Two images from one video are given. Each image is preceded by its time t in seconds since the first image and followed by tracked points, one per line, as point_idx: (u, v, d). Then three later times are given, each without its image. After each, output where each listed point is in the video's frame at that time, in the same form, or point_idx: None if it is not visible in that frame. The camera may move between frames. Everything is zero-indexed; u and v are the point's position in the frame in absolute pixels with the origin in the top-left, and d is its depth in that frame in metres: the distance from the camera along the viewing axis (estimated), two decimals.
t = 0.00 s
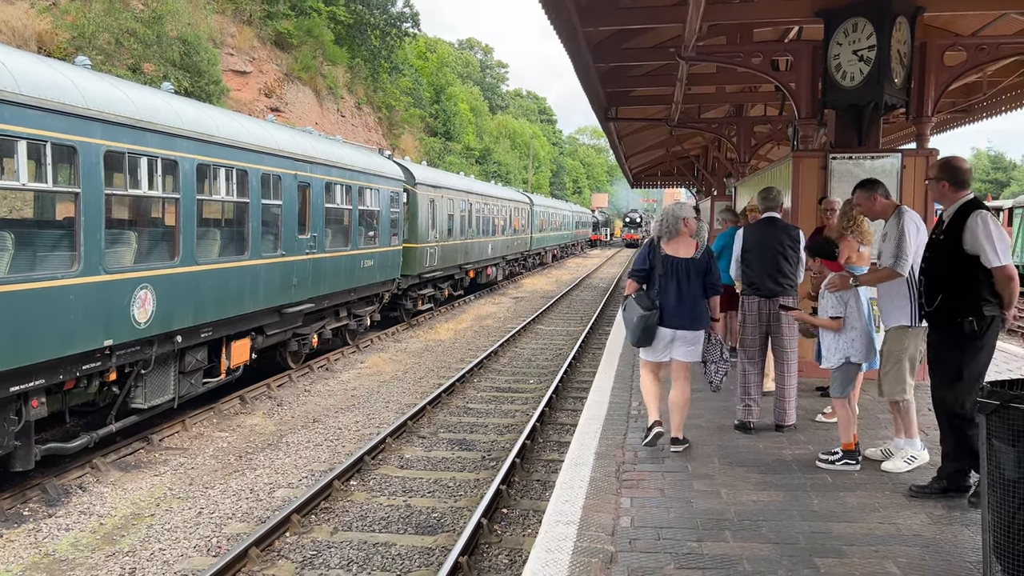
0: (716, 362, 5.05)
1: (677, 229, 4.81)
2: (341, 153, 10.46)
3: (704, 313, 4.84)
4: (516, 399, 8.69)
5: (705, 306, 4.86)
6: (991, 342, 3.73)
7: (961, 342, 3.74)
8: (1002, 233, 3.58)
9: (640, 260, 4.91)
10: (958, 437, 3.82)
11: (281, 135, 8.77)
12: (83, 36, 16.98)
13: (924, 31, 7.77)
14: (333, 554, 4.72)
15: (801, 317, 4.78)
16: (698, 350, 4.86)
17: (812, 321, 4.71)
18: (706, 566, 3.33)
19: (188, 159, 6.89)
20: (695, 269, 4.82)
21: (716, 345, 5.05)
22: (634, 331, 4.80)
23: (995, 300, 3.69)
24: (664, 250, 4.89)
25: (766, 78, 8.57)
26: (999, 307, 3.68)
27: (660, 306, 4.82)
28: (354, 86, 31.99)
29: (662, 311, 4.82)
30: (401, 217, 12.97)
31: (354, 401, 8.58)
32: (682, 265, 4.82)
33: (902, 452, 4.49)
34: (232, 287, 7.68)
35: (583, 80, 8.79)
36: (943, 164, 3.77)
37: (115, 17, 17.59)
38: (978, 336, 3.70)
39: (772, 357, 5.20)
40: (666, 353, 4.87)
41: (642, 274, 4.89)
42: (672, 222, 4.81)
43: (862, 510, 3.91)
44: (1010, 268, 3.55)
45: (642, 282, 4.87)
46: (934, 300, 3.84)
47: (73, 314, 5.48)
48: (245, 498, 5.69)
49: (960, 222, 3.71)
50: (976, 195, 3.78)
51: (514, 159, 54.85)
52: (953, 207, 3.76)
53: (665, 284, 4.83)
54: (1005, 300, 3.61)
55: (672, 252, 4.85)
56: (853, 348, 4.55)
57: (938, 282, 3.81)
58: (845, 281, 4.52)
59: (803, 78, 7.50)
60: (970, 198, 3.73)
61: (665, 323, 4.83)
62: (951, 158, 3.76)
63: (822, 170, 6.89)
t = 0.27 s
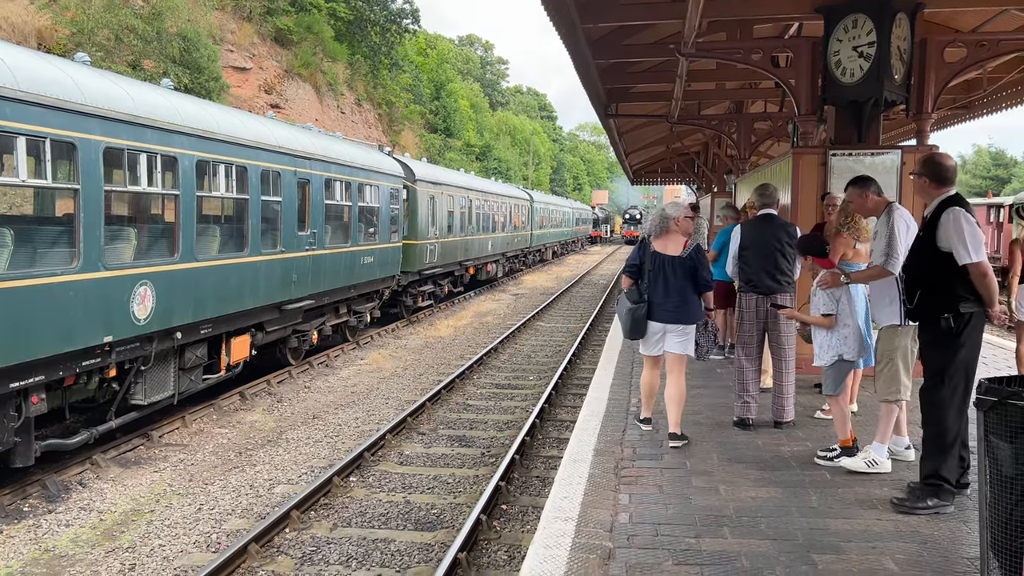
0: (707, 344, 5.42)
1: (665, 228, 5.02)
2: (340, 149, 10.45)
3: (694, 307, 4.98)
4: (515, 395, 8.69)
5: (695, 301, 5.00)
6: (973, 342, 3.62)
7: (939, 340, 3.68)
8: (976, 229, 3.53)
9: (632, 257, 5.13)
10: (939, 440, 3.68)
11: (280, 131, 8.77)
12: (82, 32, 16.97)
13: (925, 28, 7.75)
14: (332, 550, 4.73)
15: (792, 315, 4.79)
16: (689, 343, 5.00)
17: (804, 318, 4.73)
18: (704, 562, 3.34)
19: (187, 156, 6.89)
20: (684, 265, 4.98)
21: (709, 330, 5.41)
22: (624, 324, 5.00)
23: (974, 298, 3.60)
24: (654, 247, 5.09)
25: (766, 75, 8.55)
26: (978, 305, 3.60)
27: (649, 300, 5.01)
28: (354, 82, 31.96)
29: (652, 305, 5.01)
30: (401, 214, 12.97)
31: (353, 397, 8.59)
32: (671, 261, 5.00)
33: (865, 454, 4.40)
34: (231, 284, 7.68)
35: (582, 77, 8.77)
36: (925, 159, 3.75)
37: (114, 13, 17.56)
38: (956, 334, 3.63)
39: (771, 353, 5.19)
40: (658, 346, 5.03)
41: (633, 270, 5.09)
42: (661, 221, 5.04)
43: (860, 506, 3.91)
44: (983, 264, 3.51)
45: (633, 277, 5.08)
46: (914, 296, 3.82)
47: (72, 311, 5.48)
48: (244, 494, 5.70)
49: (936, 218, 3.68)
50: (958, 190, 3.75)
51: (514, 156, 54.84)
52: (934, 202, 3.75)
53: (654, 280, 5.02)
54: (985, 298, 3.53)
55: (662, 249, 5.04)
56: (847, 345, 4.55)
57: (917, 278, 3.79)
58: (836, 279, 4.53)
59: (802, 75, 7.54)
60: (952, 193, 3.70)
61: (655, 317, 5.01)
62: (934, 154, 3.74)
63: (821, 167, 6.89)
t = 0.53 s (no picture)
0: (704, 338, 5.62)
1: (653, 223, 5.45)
2: (341, 145, 10.44)
3: (674, 298, 5.39)
4: (515, 391, 8.70)
5: (677, 292, 5.40)
6: (953, 340, 3.62)
7: (918, 339, 3.70)
8: (946, 227, 3.52)
9: (626, 249, 5.63)
10: (930, 440, 3.68)
11: (280, 127, 8.75)
12: (84, 27, 16.96)
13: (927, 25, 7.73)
14: (332, 546, 4.74)
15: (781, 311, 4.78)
16: (670, 331, 5.43)
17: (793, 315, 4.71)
18: (701, 558, 3.34)
19: (188, 151, 6.88)
20: (668, 258, 5.38)
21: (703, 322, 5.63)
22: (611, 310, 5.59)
23: (949, 296, 3.61)
24: (644, 240, 5.53)
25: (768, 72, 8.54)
26: (955, 303, 3.60)
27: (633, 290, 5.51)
28: (355, 78, 31.91)
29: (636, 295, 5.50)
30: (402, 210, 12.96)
31: (354, 393, 8.59)
32: (656, 254, 5.40)
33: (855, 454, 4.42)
34: (232, 280, 7.69)
35: (583, 73, 8.76)
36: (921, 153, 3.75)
37: (115, 8, 17.53)
38: (934, 333, 3.64)
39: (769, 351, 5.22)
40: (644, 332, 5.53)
41: (625, 261, 5.60)
42: (650, 217, 5.47)
43: (859, 503, 3.91)
44: (956, 263, 3.50)
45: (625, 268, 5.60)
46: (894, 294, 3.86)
47: (73, 306, 5.49)
48: (245, 489, 5.71)
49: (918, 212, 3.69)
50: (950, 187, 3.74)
51: (516, 152, 54.77)
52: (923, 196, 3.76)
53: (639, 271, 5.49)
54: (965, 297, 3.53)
55: (649, 243, 5.47)
56: (835, 342, 4.53)
57: (896, 276, 3.83)
58: (824, 275, 4.49)
59: (804, 71, 7.50)
60: (942, 189, 3.70)
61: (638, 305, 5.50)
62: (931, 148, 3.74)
63: (822, 164, 6.89)
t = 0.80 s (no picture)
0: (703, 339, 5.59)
1: (657, 221, 5.50)
2: (342, 141, 10.44)
3: (675, 295, 5.43)
4: (516, 388, 8.70)
5: (678, 289, 5.44)
6: (945, 340, 3.61)
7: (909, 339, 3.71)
8: (933, 225, 3.52)
9: (631, 247, 5.69)
10: (926, 440, 3.69)
11: (281, 123, 8.74)
12: (86, 22, 16.98)
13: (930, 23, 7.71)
14: (331, 541, 4.75)
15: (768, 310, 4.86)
16: (671, 328, 5.48)
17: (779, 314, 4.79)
18: (700, 555, 3.35)
19: (189, 147, 6.89)
20: (670, 256, 5.41)
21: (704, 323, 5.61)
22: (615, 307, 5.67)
23: (938, 297, 3.61)
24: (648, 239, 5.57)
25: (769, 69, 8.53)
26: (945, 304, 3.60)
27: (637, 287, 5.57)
28: (356, 74, 31.88)
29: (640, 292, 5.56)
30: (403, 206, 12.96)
31: (354, 389, 8.60)
32: (659, 252, 5.44)
33: (855, 451, 4.40)
34: (232, 276, 7.69)
35: (584, 70, 8.76)
36: (913, 150, 3.74)
37: (116, 3, 17.52)
38: (924, 333, 3.65)
39: (766, 348, 5.25)
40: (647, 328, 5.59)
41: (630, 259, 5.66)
42: (655, 216, 5.51)
43: (858, 501, 3.91)
44: (945, 262, 3.49)
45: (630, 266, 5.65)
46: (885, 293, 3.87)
47: (73, 302, 5.49)
48: (245, 485, 5.72)
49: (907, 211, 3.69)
50: (942, 185, 3.74)
51: (518, 149, 54.72)
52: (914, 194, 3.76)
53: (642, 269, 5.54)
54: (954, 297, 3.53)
55: (652, 241, 5.51)
56: (817, 342, 4.58)
57: (887, 276, 3.84)
58: (809, 274, 4.35)
59: (806, 68, 7.51)
60: (933, 187, 3.70)
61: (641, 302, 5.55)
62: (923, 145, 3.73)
63: (822, 161, 6.88)
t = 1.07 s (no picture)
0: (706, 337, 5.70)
1: (675, 217, 5.62)
2: (343, 137, 10.43)
3: (694, 288, 5.62)
4: (516, 386, 8.71)
5: (695, 283, 5.63)
6: (940, 340, 3.61)
7: (906, 338, 3.71)
8: (927, 225, 3.51)
9: (643, 242, 5.75)
10: (924, 440, 3.68)
11: (281, 119, 8.72)
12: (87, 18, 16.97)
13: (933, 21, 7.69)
14: (330, 538, 4.76)
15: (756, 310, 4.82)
16: (688, 321, 5.67)
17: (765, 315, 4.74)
18: (697, 553, 3.35)
19: (190, 143, 6.89)
20: (688, 251, 5.58)
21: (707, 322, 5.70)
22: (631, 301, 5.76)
23: (931, 297, 3.60)
24: (664, 234, 5.70)
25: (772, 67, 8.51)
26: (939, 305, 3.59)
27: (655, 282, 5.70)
28: (358, 71, 31.85)
29: (657, 286, 5.70)
30: (404, 203, 12.96)
31: (354, 386, 8.61)
32: (677, 248, 5.59)
33: (852, 450, 4.41)
34: (233, 273, 7.69)
35: (585, 67, 8.74)
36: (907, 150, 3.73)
37: None
38: (920, 334, 3.65)
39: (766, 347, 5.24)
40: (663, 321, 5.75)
41: (644, 254, 5.73)
42: (674, 211, 5.62)
43: (857, 500, 3.91)
44: (941, 262, 3.48)
45: (644, 260, 5.74)
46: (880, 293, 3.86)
47: (74, 297, 5.50)
48: (244, 481, 5.73)
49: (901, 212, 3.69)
50: (937, 184, 3.73)
51: (519, 146, 54.68)
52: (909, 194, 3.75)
53: (659, 264, 5.67)
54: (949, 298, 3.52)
55: (669, 236, 5.65)
56: (802, 341, 4.49)
57: (882, 275, 3.83)
58: (792, 275, 4.38)
59: (808, 66, 7.46)
60: (929, 187, 3.70)
61: (659, 296, 5.70)
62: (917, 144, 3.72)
63: (823, 160, 6.85)
